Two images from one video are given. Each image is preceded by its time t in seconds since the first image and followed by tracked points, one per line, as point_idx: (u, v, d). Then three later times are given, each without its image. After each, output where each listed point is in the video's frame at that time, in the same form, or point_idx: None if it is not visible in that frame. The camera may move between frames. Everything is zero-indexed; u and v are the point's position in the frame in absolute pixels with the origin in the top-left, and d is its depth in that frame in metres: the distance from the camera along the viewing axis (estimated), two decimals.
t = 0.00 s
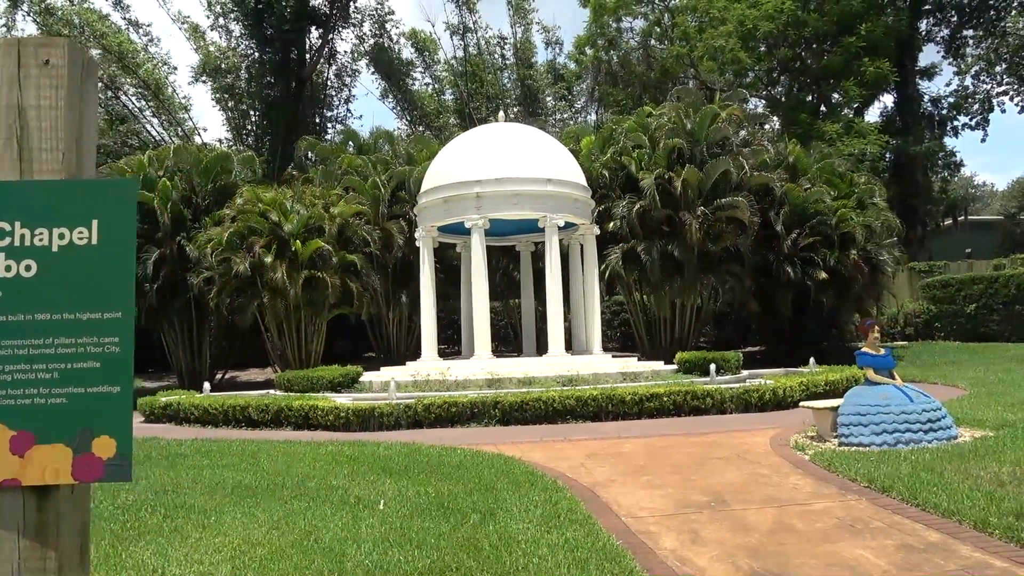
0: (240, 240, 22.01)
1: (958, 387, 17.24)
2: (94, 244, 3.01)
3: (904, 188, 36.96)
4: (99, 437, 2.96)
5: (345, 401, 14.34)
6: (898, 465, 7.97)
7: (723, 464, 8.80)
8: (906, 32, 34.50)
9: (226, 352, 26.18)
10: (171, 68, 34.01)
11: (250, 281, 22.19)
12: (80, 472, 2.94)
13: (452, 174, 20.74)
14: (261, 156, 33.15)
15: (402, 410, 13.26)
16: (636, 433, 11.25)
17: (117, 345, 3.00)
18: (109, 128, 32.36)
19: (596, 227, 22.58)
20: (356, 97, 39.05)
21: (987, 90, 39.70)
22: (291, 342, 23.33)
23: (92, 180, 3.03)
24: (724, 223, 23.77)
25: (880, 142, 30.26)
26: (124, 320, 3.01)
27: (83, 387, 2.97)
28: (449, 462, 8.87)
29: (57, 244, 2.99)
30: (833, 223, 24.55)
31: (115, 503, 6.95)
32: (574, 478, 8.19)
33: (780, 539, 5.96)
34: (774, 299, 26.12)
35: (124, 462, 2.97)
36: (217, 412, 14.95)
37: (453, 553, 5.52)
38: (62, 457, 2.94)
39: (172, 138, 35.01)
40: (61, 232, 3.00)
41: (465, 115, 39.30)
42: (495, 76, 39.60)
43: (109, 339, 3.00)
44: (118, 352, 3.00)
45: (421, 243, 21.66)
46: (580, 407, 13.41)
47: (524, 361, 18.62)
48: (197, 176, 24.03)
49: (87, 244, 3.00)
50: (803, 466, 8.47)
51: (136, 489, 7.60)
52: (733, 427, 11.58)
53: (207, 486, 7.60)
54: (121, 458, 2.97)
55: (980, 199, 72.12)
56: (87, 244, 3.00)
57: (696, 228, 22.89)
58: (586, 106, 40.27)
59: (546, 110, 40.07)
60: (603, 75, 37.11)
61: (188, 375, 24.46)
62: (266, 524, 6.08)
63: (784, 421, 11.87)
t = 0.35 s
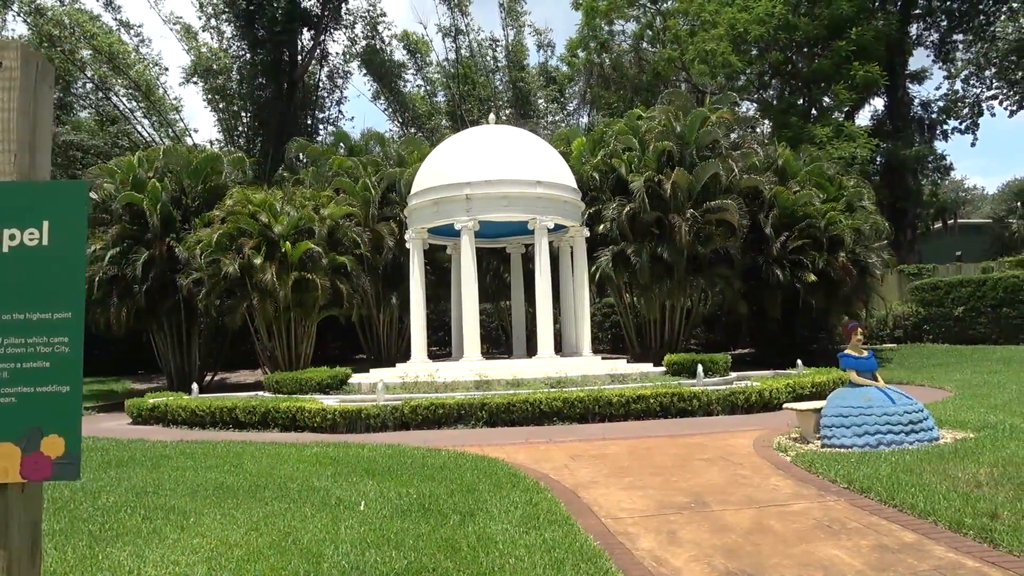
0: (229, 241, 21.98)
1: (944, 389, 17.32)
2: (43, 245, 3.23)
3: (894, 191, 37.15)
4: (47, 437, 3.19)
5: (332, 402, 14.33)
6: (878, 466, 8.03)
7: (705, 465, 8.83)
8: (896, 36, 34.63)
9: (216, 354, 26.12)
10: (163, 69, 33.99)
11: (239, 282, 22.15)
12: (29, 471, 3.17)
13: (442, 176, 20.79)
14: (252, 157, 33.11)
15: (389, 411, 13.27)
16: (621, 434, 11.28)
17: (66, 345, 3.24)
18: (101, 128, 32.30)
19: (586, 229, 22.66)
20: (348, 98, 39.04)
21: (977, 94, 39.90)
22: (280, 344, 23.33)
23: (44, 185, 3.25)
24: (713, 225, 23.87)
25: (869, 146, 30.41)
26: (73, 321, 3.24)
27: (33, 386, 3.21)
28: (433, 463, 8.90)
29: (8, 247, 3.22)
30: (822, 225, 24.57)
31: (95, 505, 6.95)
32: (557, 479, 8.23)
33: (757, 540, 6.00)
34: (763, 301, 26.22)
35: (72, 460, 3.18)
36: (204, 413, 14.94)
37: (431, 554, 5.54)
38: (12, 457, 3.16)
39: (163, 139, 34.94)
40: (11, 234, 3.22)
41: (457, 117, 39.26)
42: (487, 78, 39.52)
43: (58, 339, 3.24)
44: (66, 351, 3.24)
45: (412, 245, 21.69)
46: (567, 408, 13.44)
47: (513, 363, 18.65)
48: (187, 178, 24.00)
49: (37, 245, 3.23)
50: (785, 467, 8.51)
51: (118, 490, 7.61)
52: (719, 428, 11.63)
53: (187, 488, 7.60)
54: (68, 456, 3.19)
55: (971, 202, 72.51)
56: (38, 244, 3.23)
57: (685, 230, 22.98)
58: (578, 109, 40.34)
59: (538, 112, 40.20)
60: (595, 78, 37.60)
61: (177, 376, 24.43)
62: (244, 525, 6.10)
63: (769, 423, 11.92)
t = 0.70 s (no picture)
0: (213, 241, 21.84)
1: (924, 394, 17.44)
2: None
3: (879, 196, 37.44)
4: None
5: (314, 404, 14.27)
6: (854, 469, 8.07)
7: (683, 468, 8.86)
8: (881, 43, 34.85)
9: (199, 354, 25.96)
10: (149, 68, 33.80)
11: (223, 282, 22.02)
12: None
13: (427, 178, 20.77)
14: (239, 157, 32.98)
15: (370, 413, 13.23)
16: (601, 437, 11.31)
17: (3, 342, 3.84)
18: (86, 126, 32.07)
19: (572, 232, 22.69)
20: (336, 98, 38.98)
21: (962, 100, 40.19)
22: (264, 344, 23.21)
23: None
24: (698, 229, 23.96)
25: (854, 151, 30.63)
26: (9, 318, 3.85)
27: None
28: (411, 465, 8.88)
29: None
30: (806, 230, 24.69)
31: (67, 506, 6.90)
32: (534, 481, 8.22)
33: (730, 542, 6.02)
34: (748, 305, 26.32)
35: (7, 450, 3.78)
36: (184, 414, 14.84)
37: (403, 556, 5.52)
38: None
39: (148, 138, 34.73)
40: None
41: (444, 119, 39.18)
42: (475, 80, 39.41)
43: None
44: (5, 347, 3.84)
45: (397, 246, 21.64)
46: (549, 411, 13.44)
47: (497, 365, 18.64)
48: (171, 177, 23.85)
49: None
50: (762, 470, 8.55)
51: (91, 491, 7.55)
52: (700, 431, 11.66)
53: (161, 490, 7.54)
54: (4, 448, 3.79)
55: (957, 208, 73.22)
56: None
57: (670, 233, 23.04)
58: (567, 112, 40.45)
59: (525, 114, 40.24)
60: (583, 81, 37.85)
61: (160, 377, 24.25)
62: (216, 527, 6.07)
63: (750, 426, 11.98)
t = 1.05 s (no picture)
0: (200, 241, 21.68)
1: (910, 396, 17.47)
2: None
3: (868, 200, 37.58)
4: None
5: (297, 405, 14.17)
6: (835, 472, 8.04)
7: (665, 469, 8.82)
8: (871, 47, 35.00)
9: (185, 354, 25.75)
10: (137, 66, 33.55)
11: (209, 282, 21.87)
12: None
13: (415, 178, 20.70)
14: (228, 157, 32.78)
15: (354, 414, 13.14)
16: (585, 439, 11.26)
17: None
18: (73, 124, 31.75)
19: (561, 233, 22.67)
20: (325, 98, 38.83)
21: (951, 105, 40.43)
22: (251, 344, 23.08)
23: None
24: (687, 231, 23.97)
25: (844, 155, 30.73)
26: None
27: None
28: (391, 467, 8.79)
29: None
30: (795, 233, 24.75)
31: (37, 507, 6.78)
32: (514, 483, 8.16)
33: (707, 545, 5.97)
34: (736, 307, 26.35)
35: None
36: (166, 415, 14.71)
37: (375, 559, 5.43)
38: None
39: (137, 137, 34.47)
40: None
41: (435, 120, 39.13)
42: (466, 81, 39.20)
43: None
44: None
45: (385, 247, 21.57)
46: (533, 412, 13.39)
47: (483, 366, 18.57)
48: (158, 176, 23.66)
49: None
50: (743, 472, 8.51)
51: (62, 492, 7.44)
52: (684, 433, 11.64)
53: (134, 491, 7.42)
54: None
55: (945, 212, 73.70)
56: None
57: (659, 235, 23.05)
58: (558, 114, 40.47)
59: (516, 116, 40.25)
60: (574, 83, 37.92)
61: (145, 377, 24.05)
62: (187, 529, 5.96)
63: (734, 428, 11.96)
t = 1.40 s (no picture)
0: (191, 237, 21.55)
1: (902, 401, 17.39)
2: None
3: (864, 204, 37.52)
4: None
5: (283, 404, 14.05)
6: (820, 478, 7.95)
7: (649, 474, 8.71)
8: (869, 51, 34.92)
9: (176, 351, 25.61)
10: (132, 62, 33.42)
11: (200, 280, 21.74)
12: None
13: (408, 177, 20.60)
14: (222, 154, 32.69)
15: (340, 414, 13.02)
16: (571, 441, 11.15)
17: None
18: (67, 119, 31.63)
19: (554, 234, 22.57)
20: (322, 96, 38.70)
21: (949, 110, 40.37)
22: (242, 342, 22.97)
23: None
24: (681, 233, 23.88)
25: (841, 159, 30.64)
26: None
27: None
28: (371, 468, 8.67)
29: None
30: (789, 236, 24.61)
31: (6, 506, 6.67)
32: (495, 486, 8.05)
33: (686, 552, 5.87)
34: (730, 310, 26.25)
35: None
36: (152, 413, 14.59)
37: (344, 563, 5.31)
38: None
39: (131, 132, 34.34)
40: None
41: (431, 119, 39.04)
42: (463, 80, 39.16)
43: None
44: None
45: (377, 245, 21.47)
46: (521, 414, 13.28)
47: (474, 367, 18.45)
48: (150, 172, 23.51)
49: None
50: (728, 477, 8.41)
51: (34, 491, 7.32)
52: (671, 437, 11.54)
53: (108, 491, 7.30)
54: None
55: (942, 217, 73.72)
56: None
57: (653, 238, 22.95)
58: (556, 114, 40.40)
59: (513, 116, 40.14)
60: (572, 84, 37.87)
61: (135, 375, 23.90)
62: (155, 531, 5.85)
63: (722, 432, 11.87)
